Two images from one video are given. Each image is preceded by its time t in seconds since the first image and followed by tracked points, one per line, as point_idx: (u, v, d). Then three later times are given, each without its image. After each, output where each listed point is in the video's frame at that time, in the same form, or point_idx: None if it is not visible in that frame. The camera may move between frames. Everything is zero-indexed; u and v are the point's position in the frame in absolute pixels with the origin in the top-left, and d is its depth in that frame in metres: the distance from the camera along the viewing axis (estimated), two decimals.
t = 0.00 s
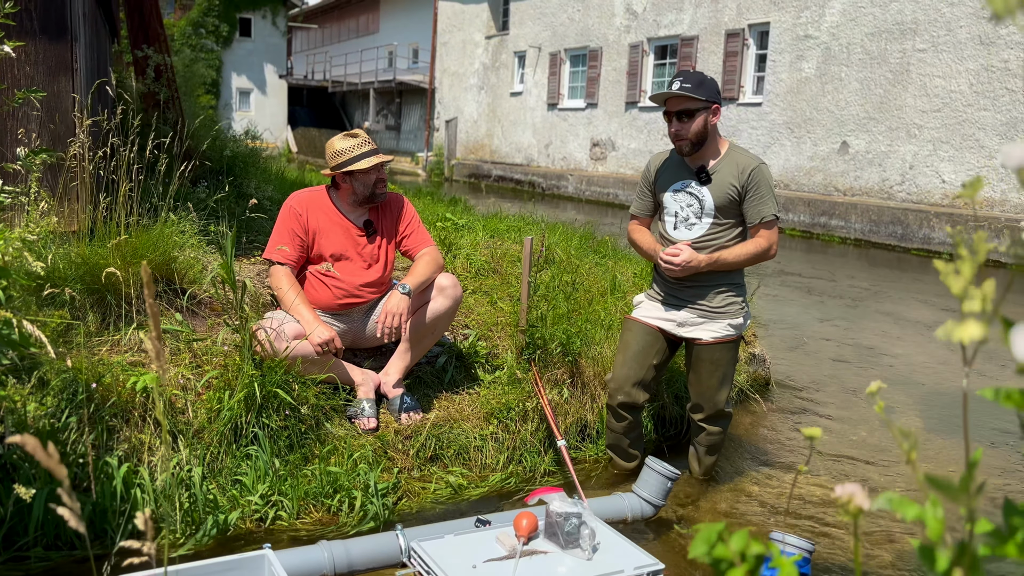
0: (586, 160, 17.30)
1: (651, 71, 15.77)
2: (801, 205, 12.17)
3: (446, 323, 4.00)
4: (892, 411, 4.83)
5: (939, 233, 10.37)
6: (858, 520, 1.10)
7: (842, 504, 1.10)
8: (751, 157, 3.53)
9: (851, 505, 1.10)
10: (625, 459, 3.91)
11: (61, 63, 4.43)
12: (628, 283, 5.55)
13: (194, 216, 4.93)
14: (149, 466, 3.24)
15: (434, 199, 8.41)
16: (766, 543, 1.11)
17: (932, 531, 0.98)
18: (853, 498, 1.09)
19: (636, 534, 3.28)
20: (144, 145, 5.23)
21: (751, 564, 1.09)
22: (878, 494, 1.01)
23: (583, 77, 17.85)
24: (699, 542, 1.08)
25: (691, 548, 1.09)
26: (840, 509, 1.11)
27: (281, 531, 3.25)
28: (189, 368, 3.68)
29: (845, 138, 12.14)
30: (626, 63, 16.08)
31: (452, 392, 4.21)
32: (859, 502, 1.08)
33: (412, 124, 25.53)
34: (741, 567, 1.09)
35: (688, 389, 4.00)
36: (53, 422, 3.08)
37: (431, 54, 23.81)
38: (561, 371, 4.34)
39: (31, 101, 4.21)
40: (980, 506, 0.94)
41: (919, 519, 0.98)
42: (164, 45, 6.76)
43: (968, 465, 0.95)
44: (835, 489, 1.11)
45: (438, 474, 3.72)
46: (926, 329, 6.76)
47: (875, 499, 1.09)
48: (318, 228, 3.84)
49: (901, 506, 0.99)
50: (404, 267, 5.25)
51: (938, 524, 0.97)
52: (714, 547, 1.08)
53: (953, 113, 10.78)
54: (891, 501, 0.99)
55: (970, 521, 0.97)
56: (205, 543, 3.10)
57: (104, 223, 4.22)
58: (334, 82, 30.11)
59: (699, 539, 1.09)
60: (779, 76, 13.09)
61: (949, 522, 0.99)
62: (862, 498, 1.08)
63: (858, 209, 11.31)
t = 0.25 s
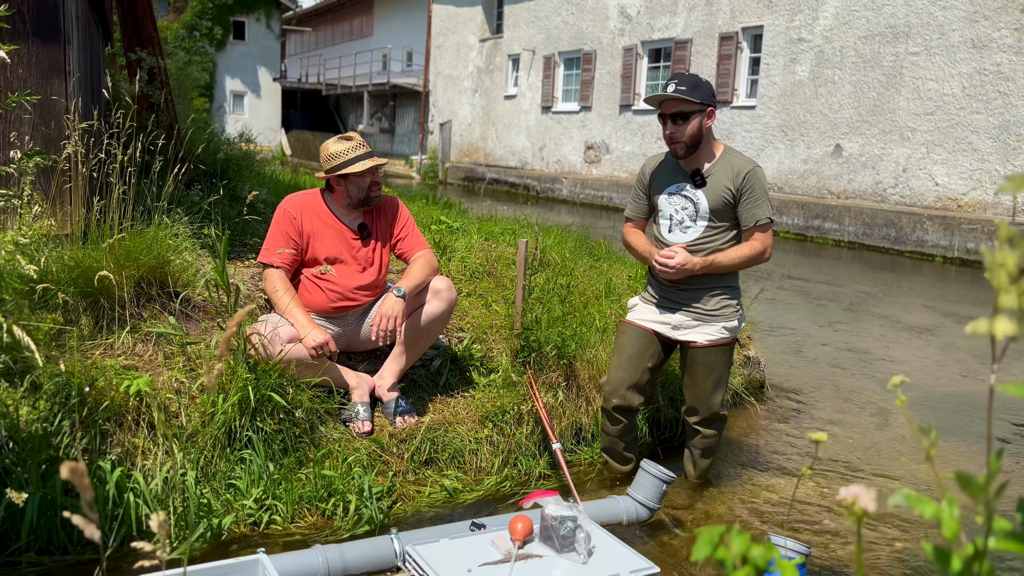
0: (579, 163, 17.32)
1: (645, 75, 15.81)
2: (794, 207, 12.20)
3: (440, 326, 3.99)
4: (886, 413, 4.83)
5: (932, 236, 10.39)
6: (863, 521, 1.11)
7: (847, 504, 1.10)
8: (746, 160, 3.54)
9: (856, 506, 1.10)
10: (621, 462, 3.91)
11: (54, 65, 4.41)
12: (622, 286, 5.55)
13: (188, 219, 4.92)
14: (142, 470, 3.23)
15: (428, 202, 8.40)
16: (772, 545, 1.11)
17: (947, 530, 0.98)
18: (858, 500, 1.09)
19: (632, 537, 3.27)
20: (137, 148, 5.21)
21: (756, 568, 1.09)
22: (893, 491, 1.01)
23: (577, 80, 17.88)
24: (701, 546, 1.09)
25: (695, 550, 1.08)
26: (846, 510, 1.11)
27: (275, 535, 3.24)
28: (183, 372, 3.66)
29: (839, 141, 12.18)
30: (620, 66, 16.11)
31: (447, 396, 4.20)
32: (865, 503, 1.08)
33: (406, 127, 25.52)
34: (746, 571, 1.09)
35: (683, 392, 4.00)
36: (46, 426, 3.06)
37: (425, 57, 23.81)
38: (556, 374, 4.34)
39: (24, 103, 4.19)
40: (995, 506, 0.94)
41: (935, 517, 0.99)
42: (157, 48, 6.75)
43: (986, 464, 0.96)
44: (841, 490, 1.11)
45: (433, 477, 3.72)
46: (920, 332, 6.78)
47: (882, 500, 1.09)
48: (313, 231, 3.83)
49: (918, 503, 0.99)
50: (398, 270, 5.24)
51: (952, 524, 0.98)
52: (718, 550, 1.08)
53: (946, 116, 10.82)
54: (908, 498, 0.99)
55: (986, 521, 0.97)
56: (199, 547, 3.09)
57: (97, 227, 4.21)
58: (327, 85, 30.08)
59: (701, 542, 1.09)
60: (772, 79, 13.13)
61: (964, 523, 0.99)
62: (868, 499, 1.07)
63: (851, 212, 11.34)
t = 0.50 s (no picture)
0: (575, 165, 17.33)
1: (640, 77, 15.83)
2: (790, 209, 12.22)
3: (437, 329, 3.98)
4: (883, 415, 4.84)
5: (927, 238, 10.42)
6: (870, 527, 1.10)
7: (856, 510, 1.09)
8: (742, 163, 3.54)
9: (864, 512, 1.09)
10: (617, 465, 3.90)
11: (48, 68, 4.39)
12: (618, 288, 5.55)
13: (183, 221, 4.90)
14: (138, 474, 3.22)
15: (424, 204, 8.40)
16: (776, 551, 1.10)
17: (957, 534, 0.97)
18: (866, 505, 1.08)
19: (629, 541, 3.27)
20: (133, 151, 5.20)
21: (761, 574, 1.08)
22: (903, 494, 1.00)
23: (572, 82, 17.89)
24: (705, 550, 1.08)
25: (698, 556, 1.08)
26: (853, 516, 1.11)
27: (272, 539, 3.23)
28: (178, 376, 3.65)
29: (834, 143, 12.21)
30: (615, 68, 16.13)
31: (444, 399, 4.19)
32: (872, 508, 1.07)
33: (401, 130, 25.51)
34: None
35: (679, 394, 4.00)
36: (41, 431, 3.04)
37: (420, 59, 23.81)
38: (552, 377, 4.33)
39: (18, 106, 4.17)
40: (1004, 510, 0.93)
41: (945, 521, 0.98)
42: (152, 51, 6.74)
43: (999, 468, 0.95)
44: (849, 495, 1.11)
45: (430, 481, 3.71)
46: (916, 333, 6.79)
47: (890, 505, 1.08)
48: (309, 234, 3.82)
49: (926, 508, 0.98)
50: (394, 273, 5.24)
51: (961, 528, 0.97)
52: (722, 555, 1.08)
53: (941, 118, 10.85)
54: (916, 503, 0.98)
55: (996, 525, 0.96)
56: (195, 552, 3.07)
57: (92, 230, 4.19)
58: (322, 87, 30.06)
59: (706, 547, 1.08)
60: (767, 81, 13.16)
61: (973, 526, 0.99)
62: (877, 505, 1.06)
63: (846, 214, 11.36)
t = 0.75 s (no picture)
0: (572, 166, 17.34)
1: (636, 78, 15.83)
2: (786, 210, 12.23)
3: (434, 331, 3.98)
4: (880, 416, 4.84)
5: (923, 238, 10.42)
6: (872, 527, 1.09)
7: (856, 512, 1.08)
8: (739, 164, 3.53)
9: (864, 512, 1.08)
10: (615, 467, 3.90)
11: (43, 70, 4.38)
12: (616, 290, 5.55)
13: (180, 224, 4.89)
14: (134, 478, 3.20)
15: (420, 206, 8.40)
16: (774, 554, 1.09)
17: (953, 534, 0.96)
18: (866, 505, 1.07)
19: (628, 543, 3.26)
20: (129, 154, 5.18)
21: None
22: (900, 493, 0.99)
23: (569, 84, 17.89)
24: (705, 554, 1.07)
25: (698, 559, 1.07)
26: (854, 516, 1.10)
27: (268, 543, 3.22)
28: (174, 379, 3.63)
29: (830, 145, 12.22)
30: (612, 70, 16.14)
31: (441, 401, 4.18)
32: (873, 509, 1.06)
33: (398, 131, 25.49)
34: None
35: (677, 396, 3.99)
36: (36, 435, 3.02)
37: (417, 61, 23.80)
38: (550, 379, 4.33)
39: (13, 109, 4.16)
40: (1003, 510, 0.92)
41: (941, 521, 0.97)
42: (148, 53, 6.72)
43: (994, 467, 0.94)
44: (850, 496, 1.10)
45: (428, 483, 3.70)
46: (913, 334, 6.79)
47: (890, 506, 1.07)
48: (305, 237, 3.82)
49: (923, 508, 0.97)
50: (391, 275, 5.23)
51: (958, 528, 0.96)
52: (722, 558, 1.07)
53: (937, 119, 10.86)
54: (913, 503, 0.97)
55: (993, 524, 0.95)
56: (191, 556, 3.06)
57: (88, 232, 4.17)
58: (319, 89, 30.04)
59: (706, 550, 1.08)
60: (763, 82, 13.18)
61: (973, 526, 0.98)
62: (877, 506, 1.06)
63: (843, 215, 11.38)
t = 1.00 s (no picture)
0: (569, 167, 17.34)
1: (634, 79, 15.84)
2: (783, 211, 12.24)
3: (432, 333, 3.97)
4: (878, 417, 4.85)
5: (921, 239, 10.43)
6: (867, 532, 1.10)
7: (851, 516, 1.09)
8: (736, 166, 3.54)
9: (859, 517, 1.09)
10: (613, 469, 3.90)
11: (41, 73, 4.38)
12: (613, 290, 5.55)
13: (176, 226, 4.89)
14: (131, 481, 3.20)
15: (418, 207, 8.40)
16: (767, 558, 1.09)
17: (941, 536, 0.96)
18: (860, 510, 1.08)
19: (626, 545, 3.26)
20: (126, 156, 5.18)
21: None
22: (888, 497, 1.00)
23: (566, 85, 17.90)
24: (699, 559, 1.07)
25: (692, 563, 1.07)
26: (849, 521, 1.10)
27: (266, 545, 3.21)
28: (171, 382, 3.63)
29: (827, 145, 12.23)
30: (609, 71, 16.15)
31: (439, 403, 4.18)
32: (866, 514, 1.07)
33: (395, 133, 25.49)
34: None
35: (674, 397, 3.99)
36: (33, 438, 3.01)
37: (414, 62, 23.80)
38: (548, 380, 4.33)
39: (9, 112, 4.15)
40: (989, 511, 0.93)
41: (929, 523, 0.97)
42: (145, 56, 6.71)
43: (980, 467, 0.94)
44: (844, 500, 1.10)
45: (425, 485, 3.69)
46: (910, 335, 6.80)
47: (883, 510, 1.08)
48: (302, 239, 3.81)
49: (911, 510, 0.98)
50: (388, 277, 5.22)
51: (946, 530, 0.96)
52: (715, 563, 1.07)
53: (933, 119, 10.87)
54: (900, 504, 0.98)
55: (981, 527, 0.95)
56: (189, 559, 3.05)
57: (85, 235, 4.17)
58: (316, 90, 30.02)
59: (700, 556, 1.08)
60: (760, 83, 13.20)
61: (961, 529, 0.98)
62: (871, 510, 1.06)
63: (840, 215, 11.39)
